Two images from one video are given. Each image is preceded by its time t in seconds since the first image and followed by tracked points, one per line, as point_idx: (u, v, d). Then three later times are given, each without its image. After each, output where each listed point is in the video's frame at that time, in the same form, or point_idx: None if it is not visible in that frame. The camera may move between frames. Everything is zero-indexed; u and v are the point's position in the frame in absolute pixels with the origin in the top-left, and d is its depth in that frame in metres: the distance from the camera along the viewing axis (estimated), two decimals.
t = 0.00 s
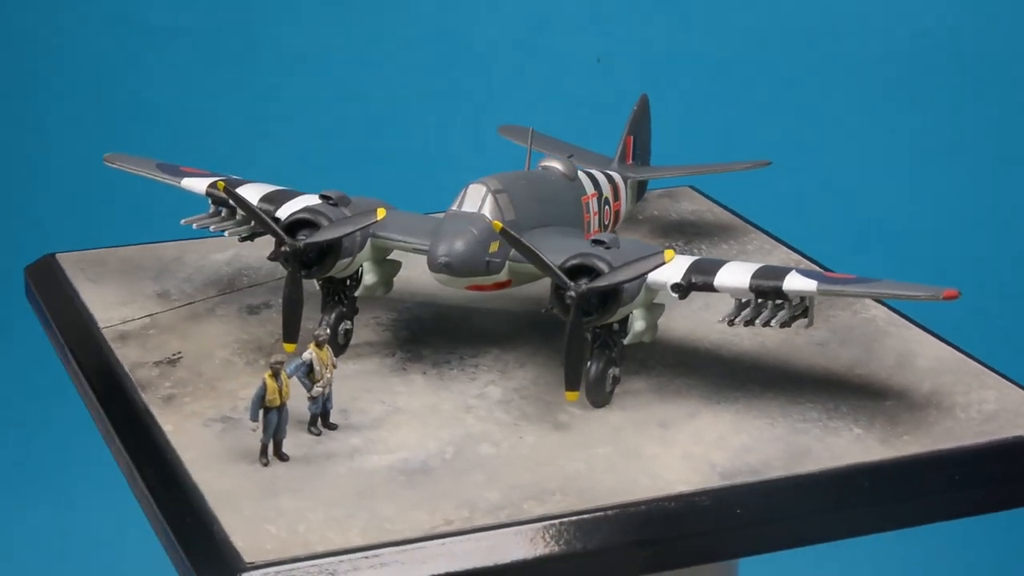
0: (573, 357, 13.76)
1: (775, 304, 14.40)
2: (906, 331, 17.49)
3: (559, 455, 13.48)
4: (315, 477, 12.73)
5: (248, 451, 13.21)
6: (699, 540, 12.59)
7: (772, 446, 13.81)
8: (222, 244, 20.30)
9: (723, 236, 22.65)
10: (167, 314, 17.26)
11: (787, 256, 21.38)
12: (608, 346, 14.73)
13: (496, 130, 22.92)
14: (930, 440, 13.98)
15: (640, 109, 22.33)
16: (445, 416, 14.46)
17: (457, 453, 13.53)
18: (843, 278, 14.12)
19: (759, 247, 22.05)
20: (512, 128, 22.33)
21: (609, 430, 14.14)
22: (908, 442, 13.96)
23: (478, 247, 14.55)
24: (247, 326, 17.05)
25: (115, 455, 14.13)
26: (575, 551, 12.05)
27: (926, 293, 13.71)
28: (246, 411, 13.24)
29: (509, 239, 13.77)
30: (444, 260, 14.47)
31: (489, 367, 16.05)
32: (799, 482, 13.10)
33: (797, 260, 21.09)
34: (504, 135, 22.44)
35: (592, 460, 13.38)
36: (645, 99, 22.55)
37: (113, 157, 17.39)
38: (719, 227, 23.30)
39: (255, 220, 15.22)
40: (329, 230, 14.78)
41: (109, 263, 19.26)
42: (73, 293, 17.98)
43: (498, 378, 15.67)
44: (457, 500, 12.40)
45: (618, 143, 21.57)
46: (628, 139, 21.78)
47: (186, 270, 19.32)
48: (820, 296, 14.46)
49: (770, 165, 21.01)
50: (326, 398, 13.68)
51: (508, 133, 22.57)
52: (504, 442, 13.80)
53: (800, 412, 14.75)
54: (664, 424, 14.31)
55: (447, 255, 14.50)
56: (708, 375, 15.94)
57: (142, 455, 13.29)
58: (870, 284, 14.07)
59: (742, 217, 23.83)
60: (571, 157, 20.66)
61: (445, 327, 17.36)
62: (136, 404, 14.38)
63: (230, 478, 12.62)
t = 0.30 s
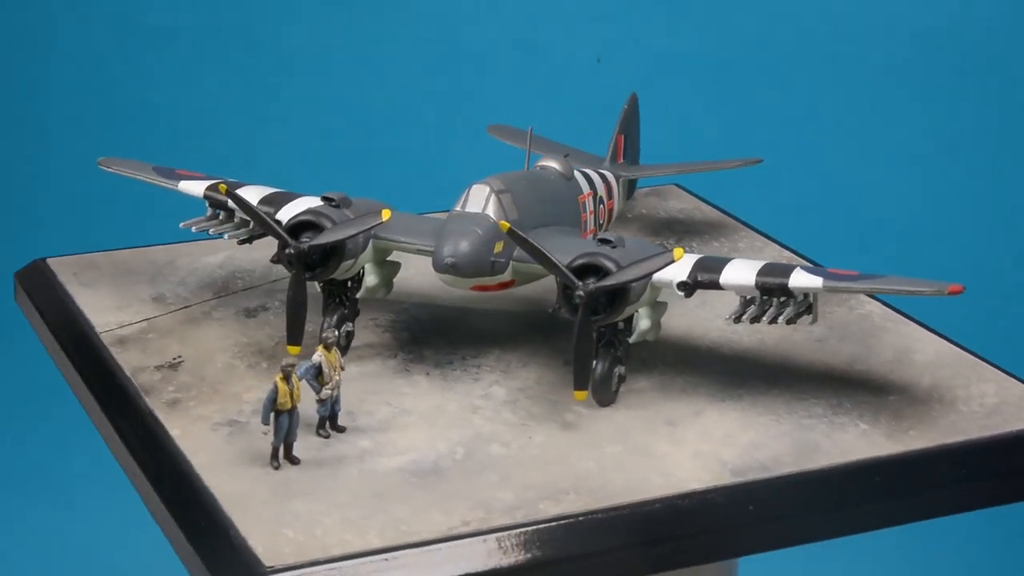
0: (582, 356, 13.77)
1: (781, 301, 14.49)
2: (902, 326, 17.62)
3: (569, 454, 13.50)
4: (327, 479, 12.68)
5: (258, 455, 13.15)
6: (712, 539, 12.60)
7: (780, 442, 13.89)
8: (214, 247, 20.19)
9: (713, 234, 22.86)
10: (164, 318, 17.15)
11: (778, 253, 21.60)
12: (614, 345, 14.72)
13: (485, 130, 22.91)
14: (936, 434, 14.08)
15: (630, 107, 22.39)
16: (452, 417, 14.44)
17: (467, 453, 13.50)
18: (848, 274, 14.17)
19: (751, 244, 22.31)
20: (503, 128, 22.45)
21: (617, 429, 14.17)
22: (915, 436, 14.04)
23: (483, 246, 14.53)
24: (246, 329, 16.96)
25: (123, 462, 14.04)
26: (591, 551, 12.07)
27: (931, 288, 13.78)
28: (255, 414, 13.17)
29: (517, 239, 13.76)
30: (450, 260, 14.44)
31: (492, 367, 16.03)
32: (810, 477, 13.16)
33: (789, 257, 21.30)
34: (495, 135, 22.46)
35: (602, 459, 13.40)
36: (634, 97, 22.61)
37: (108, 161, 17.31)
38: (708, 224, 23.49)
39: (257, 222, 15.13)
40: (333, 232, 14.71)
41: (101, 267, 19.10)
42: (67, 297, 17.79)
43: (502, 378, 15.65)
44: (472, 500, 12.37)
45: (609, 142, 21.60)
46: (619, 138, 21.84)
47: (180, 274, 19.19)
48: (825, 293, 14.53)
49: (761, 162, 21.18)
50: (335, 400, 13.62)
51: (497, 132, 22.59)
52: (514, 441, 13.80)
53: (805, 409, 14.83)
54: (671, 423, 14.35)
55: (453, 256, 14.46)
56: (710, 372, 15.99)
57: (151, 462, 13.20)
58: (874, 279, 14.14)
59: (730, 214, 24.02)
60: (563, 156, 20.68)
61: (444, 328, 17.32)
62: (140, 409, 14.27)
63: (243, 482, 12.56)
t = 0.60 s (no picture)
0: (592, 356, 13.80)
1: (786, 297, 14.51)
2: (898, 322, 17.74)
3: (580, 453, 13.50)
4: (340, 482, 12.62)
5: (269, 458, 13.07)
6: (723, 538, 12.62)
7: (788, 439, 13.95)
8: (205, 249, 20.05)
9: (704, 232, 23.00)
10: (162, 322, 17.01)
11: (770, 251, 21.75)
12: (619, 344, 14.74)
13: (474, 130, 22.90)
14: (941, 429, 14.19)
15: (620, 106, 22.43)
16: (459, 418, 14.41)
17: (478, 454, 13.45)
18: (854, 270, 14.24)
19: (742, 242, 22.44)
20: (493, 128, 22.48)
21: (625, 427, 14.19)
22: (921, 432, 14.14)
23: (488, 247, 14.53)
24: (245, 332, 16.87)
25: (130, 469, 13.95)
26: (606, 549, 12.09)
27: (937, 284, 13.90)
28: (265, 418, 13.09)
29: (525, 239, 13.75)
30: (456, 261, 14.41)
31: (495, 367, 16.00)
32: (820, 473, 13.22)
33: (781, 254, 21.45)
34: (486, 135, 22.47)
35: (613, 458, 13.40)
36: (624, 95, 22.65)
37: (104, 165, 17.18)
38: (698, 222, 23.61)
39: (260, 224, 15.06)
40: (337, 234, 14.65)
41: (94, 271, 18.91)
42: (61, 302, 17.58)
43: (506, 378, 15.62)
44: (487, 501, 12.35)
45: (601, 142, 21.66)
46: (610, 137, 21.87)
47: (173, 277, 19.04)
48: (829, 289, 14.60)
49: (753, 159, 21.46)
50: (344, 402, 13.58)
51: (488, 131, 22.63)
52: (523, 441, 13.79)
53: (809, 405, 14.89)
54: (678, 421, 14.39)
55: (458, 257, 14.43)
56: (713, 369, 16.04)
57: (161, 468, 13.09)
58: (879, 275, 14.22)
59: (719, 212, 24.14)
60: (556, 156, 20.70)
61: (443, 328, 17.31)
62: (146, 415, 14.14)
63: (256, 486, 12.49)
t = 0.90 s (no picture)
0: (600, 356, 13.80)
1: (791, 294, 14.63)
2: (895, 318, 17.85)
3: (590, 452, 13.51)
4: (353, 485, 12.57)
5: (280, 462, 13.01)
6: (734, 535, 12.62)
7: (795, 435, 14.01)
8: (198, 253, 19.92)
9: (694, 230, 23.14)
10: (159, 326, 16.90)
11: (761, 248, 21.88)
12: (624, 343, 14.76)
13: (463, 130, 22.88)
14: (946, 424, 14.28)
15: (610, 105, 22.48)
16: (466, 418, 14.38)
17: (488, 454, 13.44)
18: (858, 267, 14.30)
19: (733, 239, 22.57)
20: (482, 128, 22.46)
21: (632, 426, 14.20)
22: (926, 426, 14.23)
23: (493, 247, 14.50)
24: (244, 335, 16.77)
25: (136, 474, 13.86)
26: (620, 548, 12.10)
27: (941, 279, 13.95)
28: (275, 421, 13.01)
29: (532, 238, 13.73)
30: (462, 262, 14.37)
31: (498, 367, 15.97)
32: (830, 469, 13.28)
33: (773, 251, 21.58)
34: (476, 135, 22.45)
35: (623, 456, 13.42)
36: (613, 95, 22.69)
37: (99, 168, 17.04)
38: (687, 220, 23.73)
39: (263, 227, 14.97)
40: (341, 236, 14.59)
41: (87, 275, 18.76)
42: (56, 305, 17.39)
43: (510, 378, 15.60)
44: (501, 501, 12.34)
45: (592, 141, 21.68)
46: (601, 136, 21.91)
47: (167, 281, 18.90)
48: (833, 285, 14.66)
49: (744, 157, 21.54)
50: (352, 405, 13.52)
51: (478, 130, 22.58)
52: (532, 441, 13.78)
53: (814, 402, 14.96)
54: (685, 419, 14.43)
55: (464, 258, 14.40)
56: (715, 367, 16.09)
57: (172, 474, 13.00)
58: (884, 271, 14.28)
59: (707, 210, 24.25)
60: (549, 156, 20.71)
61: (443, 329, 17.28)
62: (152, 420, 14.03)
63: (269, 490, 12.42)
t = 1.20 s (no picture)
0: (609, 355, 13.80)
1: (796, 292, 14.74)
2: (890, 314, 17.99)
3: (600, 452, 13.53)
4: (367, 487, 12.53)
5: (291, 465, 12.95)
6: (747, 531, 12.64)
7: (802, 432, 14.08)
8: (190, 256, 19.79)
9: (685, 228, 23.22)
10: (158, 330, 16.75)
11: (753, 246, 21.98)
12: (629, 341, 14.73)
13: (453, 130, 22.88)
14: (951, 419, 14.40)
15: (600, 105, 22.53)
16: (474, 419, 14.36)
17: (499, 455, 13.43)
18: (862, 264, 14.40)
19: (724, 237, 22.67)
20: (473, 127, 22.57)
21: (640, 425, 14.23)
22: (931, 421, 14.34)
23: (498, 247, 14.49)
24: (244, 338, 16.67)
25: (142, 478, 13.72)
26: (639, 546, 12.08)
27: (945, 275, 14.12)
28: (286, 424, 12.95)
29: (540, 239, 13.73)
30: (468, 263, 14.35)
31: (501, 368, 15.95)
32: (840, 464, 13.36)
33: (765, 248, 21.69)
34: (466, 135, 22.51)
35: (634, 455, 13.44)
36: (603, 94, 22.74)
37: (94, 172, 16.90)
38: (677, 218, 23.80)
39: (266, 229, 14.89)
40: (346, 238, 14.54)
41: (80, 279, 18.58)
42: (50, 309, 17.20)
43: (514, 378, 15.59)
44: (516, 501, 12.33)
45: (582, 141, 21.71)
46: (592, 135, 21.96)
47: (161, 284, 18.77)
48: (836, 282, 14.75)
49: (734, 155, 21.64)
50: (361, 407, 13.46)
51: (467, 130, 22.70)
52: (542, 441, 13.78)
53: (818, 398, 15.05)
54: (692, 417, 14.47)
55: (470, 258, 14.38)
56: (717, 365, 16.15)
57: (182, 478, 12.90)
58: (887, 267, 14.41)
59: (696, 208, 24.35)
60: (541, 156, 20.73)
61: (442, 330, 17.26)
62: (158, 424, 13.91)
63: (283, 493, 12.36)
